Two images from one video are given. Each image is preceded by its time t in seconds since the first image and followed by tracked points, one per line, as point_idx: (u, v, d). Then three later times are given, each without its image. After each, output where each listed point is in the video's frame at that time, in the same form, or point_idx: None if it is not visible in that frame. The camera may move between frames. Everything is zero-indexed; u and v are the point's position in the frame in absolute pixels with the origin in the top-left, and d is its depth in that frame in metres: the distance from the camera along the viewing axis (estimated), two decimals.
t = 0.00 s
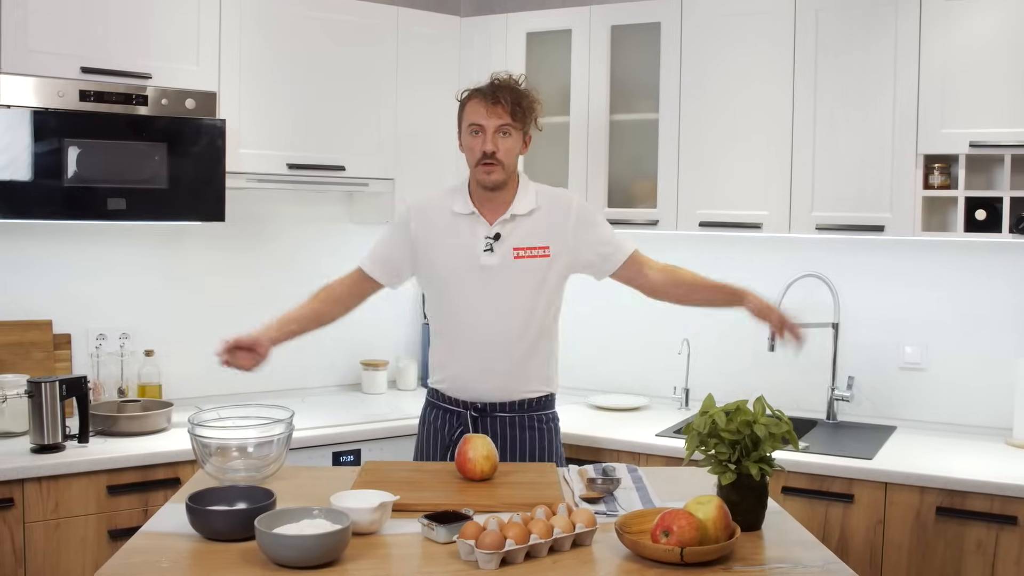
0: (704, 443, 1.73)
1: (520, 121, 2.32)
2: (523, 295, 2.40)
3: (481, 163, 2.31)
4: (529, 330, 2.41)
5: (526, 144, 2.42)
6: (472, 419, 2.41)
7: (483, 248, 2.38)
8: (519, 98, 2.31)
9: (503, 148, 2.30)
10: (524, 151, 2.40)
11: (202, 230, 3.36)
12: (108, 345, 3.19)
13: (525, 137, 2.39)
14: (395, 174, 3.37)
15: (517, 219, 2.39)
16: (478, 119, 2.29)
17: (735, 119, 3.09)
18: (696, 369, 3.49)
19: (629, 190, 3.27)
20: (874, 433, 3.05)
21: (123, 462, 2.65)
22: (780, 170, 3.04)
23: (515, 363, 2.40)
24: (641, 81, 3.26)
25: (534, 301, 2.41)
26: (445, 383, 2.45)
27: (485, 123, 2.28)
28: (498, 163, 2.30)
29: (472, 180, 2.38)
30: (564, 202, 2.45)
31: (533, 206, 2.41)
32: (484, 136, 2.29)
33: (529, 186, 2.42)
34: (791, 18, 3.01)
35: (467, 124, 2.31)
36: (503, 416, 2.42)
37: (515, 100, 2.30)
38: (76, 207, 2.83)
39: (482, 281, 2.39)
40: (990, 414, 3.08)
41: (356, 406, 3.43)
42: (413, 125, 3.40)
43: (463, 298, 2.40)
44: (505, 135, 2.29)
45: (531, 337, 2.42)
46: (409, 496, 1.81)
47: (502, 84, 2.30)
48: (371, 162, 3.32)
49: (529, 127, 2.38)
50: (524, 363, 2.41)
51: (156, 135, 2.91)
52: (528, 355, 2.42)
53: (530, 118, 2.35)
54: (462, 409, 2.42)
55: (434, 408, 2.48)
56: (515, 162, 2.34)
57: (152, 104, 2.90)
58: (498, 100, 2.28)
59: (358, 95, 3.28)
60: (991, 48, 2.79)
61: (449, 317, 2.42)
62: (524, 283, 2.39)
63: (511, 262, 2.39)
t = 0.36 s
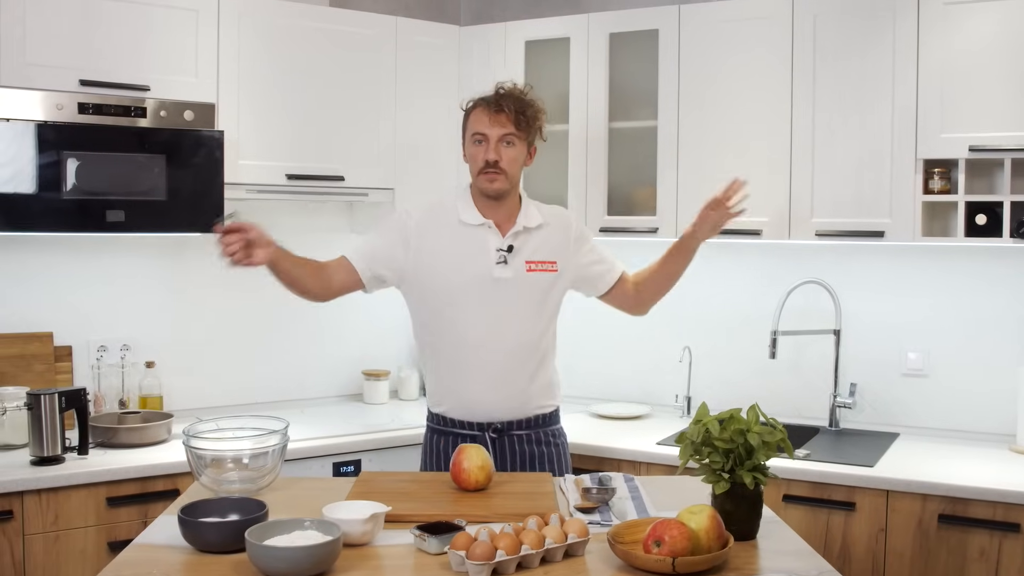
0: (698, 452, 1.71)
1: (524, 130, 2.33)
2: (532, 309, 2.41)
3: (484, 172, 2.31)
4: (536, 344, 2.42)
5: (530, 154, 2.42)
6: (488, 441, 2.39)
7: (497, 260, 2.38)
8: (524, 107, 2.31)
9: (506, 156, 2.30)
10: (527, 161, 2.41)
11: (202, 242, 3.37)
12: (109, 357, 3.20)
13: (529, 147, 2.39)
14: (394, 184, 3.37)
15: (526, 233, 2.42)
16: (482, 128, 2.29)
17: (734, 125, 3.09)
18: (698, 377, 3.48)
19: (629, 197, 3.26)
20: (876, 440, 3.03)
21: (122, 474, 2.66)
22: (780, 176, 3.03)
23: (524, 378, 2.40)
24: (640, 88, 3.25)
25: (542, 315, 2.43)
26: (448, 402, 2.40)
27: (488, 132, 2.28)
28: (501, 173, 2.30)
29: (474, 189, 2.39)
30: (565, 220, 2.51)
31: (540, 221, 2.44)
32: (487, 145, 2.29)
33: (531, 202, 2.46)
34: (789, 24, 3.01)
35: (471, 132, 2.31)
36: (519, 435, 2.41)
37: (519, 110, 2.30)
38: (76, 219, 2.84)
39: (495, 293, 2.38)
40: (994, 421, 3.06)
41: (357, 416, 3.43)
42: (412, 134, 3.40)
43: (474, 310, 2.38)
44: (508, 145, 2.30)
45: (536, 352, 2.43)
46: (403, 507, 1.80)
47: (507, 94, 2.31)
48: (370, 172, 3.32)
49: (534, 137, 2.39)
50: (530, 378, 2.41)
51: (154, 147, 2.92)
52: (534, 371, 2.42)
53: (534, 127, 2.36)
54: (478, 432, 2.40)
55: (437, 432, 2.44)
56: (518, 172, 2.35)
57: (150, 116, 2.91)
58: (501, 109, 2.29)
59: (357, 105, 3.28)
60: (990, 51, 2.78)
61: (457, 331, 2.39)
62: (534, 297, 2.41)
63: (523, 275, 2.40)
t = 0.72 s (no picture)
0: (686, 459, 1.71)
1: (535, 132, 2.30)
2: (544, 320, 2.34)
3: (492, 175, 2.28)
4: (546, 357, 2.35)
5: (542, 159, 2.39)
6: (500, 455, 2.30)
7: (510, 267, 2.32)
8: (536, 108, 2.29)
9: (516, 158, 2.27)
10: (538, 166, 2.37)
11: (198, 247, 3.37)
12: (104, 362, 3.20)
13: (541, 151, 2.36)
14: (391, 190, 3.37)
15: (540, 241, 2.36)
16: (492, 128, 2.26)
17: (729, 132, 3.09)
18: (693, 383, 3.47)
19: (624, 204, 3.26)
20: (871, 447, 3.03)
21: (115, 479, 2.66)
22: (775, 183, 3.03)
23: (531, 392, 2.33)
24: (635, 95, 3.25)
25: (553, 326, 2.37)
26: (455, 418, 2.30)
27: (498, 133, 2.26)
28: (510, 175, 2.27)
29: (483, 194, 2.35)
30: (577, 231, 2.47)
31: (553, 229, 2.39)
32: (497, 146, 2.26)
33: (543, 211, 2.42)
34: (784, 31, 3.01)
35: (481, 133, 2.29)
36: (532, 449, 2.34)
37: (530, 111, 2.28)
38: (70, 224, 2.84)
39: (507, 301, 2.31)
40: (990, 428, 3.05)
41: (352, 422, 3.42)
42: (408, 139, 3.40)
43: (487, 320, 2.30)
44: (518, 146, 2.27)
45: (547, 363, 2.37)
46: (390, 513, 1.80)
47: (518, 94, 2.29)
48: (366, 177, 3.32)
49: (546, 140, 2.36)
50: (540, 390, 2.35)
51: (149, 153, 2.92)
52: (541, 385, 2.35)
53: (546, 130, 2.33)
54: (493, 446, 2.29)
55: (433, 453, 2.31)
56: (528, 175, 2.31)
57: (146, 121, 2.93)
58: (511, 109, 2.26)
59: (354, 111, 3.29)
60: (984, 57, 2.78)
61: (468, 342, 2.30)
62: (546, 308, 2.35)
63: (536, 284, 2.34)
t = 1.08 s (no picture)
0: (678, 460, 1.71)
1: (505, 124, 2.11)
2: (516, 327, 2.21)
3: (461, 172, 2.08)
4: (517, 366, 2.23)
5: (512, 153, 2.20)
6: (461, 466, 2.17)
7: (481, 272, 2.17)
8: (505, 98, 2.10)
9: (486, 153, 2.08)
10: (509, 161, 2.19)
11: (195, 248, 3.38)
12: (101, 363, 3.20)
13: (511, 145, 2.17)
14: (387, 190, 3.38)
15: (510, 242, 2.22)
16: (459, 121, 2.07)
17: (725, 132, 3.09)
18: (690, 384, 3.47)
19: (620, 204, 3.27)
20: (867, 448, 3.03)
21: (111, 480, 2.66)
22: (771, 184, 3.03)
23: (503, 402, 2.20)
24: (631, 96, 3.26)
25: (525, 333, 2.24)
26: (421, 431, 2.18)
27: (466, 126, 2.07)
28: (481, 172, 2.07)
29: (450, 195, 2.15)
30: (546, 229, 2.33)
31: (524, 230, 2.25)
32: (465, 141, 2.07)
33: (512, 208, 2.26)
34: (779, 31, 3.01)
35: (446, 127, 2.09)
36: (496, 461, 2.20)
37: (499, 101, 2.09)
38: (67, 225, 2.85)
39: (478, 308, 2.16)
40: (986, 428, 3.05)
41: (349, 423, 3.43)
42: (405, 140, 3.40)
43: (454, 330, 2.16)
44: (488, 140, 2.08)
45: (518, 372, 2.24)
46: (383, 513, 1.81)
47: (485, 83, 2.10)
48: (363, 179, 3.32)
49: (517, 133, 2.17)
50: (510, 402, 2.22)
51: (146, 154, 2.94)
52: (513, 395, 2.22)
53: (517, 122, 2.14)
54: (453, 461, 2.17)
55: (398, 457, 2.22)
56: (499, 171, 2.12)
57: (142, 123, 2.94)
58: (480, 99, 2.08)
59: (350, 112, 3.29)
60: (980, 57, 2.78)
61: (434, 353, 2.16)
62: (518, 313, 2.21)
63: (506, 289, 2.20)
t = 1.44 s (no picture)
0: (671, 454, 1.73)
1: (451, 121, 2.03)
2: (446, 339, 2.12)
3: (403, 170, 2.01)
4: (456, 376, 2.15)
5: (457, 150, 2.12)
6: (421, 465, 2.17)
7: (404, 281, 2.11)
8: (451, 94, 2.02)
9: (430, 152, 2.00)
10: (452, 158, 2.11)
11: (188, 244, 3.37)
12: (94, 359, 3.20)
13: (456, 142, 2.10)
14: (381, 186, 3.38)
15: (442, 248, 2.11)
16: (402, 117, 1.99)
17: (717, 129, 3.10)
18: (683, 380, 3.48)
19: (614, 201, 3.27)
20: (859, 443, 3.04)
21: (104, 475, 2.66)
22: (763, 181, 3.04)
23: (441, 412, 2.15)
24: (625, 92, 3.26)
25: (460, 344, 2.14)
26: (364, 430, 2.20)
27: (409, 123, 1.99)
28: (424, 172, 2.01)
29: (391, 192, 2.09)
30: (498, 231, 2.15)
31: (462, 233, 2.11)
32: (407, 138, 1.99)
33: (456, 209, 2.13)
34: (772, 28, 3.02)
35: (388, 122, 2.00)
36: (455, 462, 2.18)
37: (445, 98, 2.01)
38: (60, 221, 2.85)
39: (400, 319, 2.12)
40: (977, 423, 3.07)
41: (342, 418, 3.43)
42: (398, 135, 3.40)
43: (384, 338, 2.14)
44: (432, 138, 2.00)
45: (459, 382, 2.16)
46: (376, 507, 1.81)
47: (430, 79, 2.02)
48: (356, 174, 3.32)
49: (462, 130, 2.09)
50: (448, 412, 2.15)
51: (138, 149, 2.93)
52: (453, 405, 2.16)
53: (462, 118, 2.06)
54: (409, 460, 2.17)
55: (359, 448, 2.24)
56: (443, 171, 2.05)
57: (135, 118, 2.92)
58: (425, 96, 1.99)
59: (343, 108, 3.29)
60: (973, 54, 2.79)
61: (369, 357, 2.17)
62: (449, 326, 2.12)
63: (434, 299, 2.11)
